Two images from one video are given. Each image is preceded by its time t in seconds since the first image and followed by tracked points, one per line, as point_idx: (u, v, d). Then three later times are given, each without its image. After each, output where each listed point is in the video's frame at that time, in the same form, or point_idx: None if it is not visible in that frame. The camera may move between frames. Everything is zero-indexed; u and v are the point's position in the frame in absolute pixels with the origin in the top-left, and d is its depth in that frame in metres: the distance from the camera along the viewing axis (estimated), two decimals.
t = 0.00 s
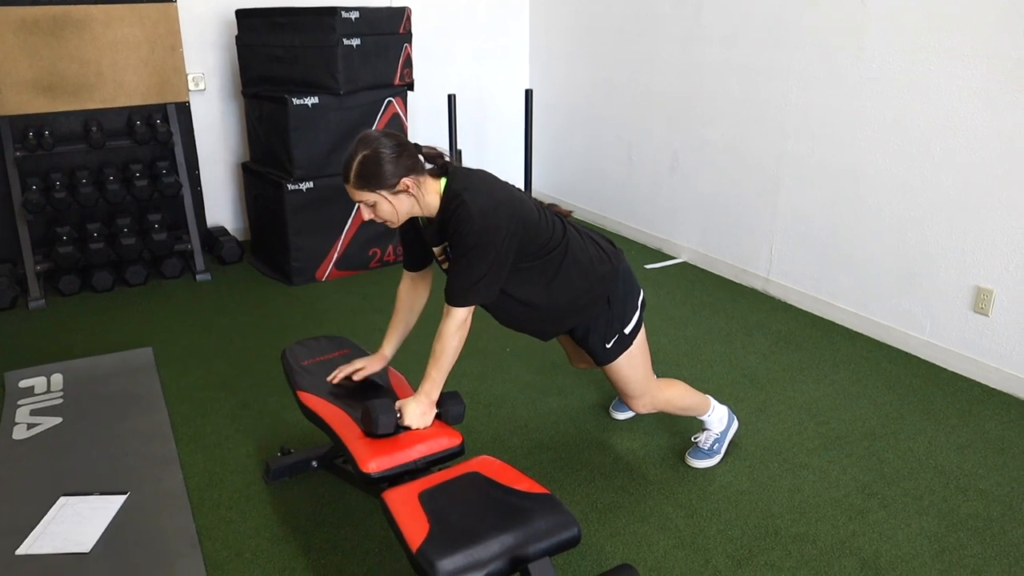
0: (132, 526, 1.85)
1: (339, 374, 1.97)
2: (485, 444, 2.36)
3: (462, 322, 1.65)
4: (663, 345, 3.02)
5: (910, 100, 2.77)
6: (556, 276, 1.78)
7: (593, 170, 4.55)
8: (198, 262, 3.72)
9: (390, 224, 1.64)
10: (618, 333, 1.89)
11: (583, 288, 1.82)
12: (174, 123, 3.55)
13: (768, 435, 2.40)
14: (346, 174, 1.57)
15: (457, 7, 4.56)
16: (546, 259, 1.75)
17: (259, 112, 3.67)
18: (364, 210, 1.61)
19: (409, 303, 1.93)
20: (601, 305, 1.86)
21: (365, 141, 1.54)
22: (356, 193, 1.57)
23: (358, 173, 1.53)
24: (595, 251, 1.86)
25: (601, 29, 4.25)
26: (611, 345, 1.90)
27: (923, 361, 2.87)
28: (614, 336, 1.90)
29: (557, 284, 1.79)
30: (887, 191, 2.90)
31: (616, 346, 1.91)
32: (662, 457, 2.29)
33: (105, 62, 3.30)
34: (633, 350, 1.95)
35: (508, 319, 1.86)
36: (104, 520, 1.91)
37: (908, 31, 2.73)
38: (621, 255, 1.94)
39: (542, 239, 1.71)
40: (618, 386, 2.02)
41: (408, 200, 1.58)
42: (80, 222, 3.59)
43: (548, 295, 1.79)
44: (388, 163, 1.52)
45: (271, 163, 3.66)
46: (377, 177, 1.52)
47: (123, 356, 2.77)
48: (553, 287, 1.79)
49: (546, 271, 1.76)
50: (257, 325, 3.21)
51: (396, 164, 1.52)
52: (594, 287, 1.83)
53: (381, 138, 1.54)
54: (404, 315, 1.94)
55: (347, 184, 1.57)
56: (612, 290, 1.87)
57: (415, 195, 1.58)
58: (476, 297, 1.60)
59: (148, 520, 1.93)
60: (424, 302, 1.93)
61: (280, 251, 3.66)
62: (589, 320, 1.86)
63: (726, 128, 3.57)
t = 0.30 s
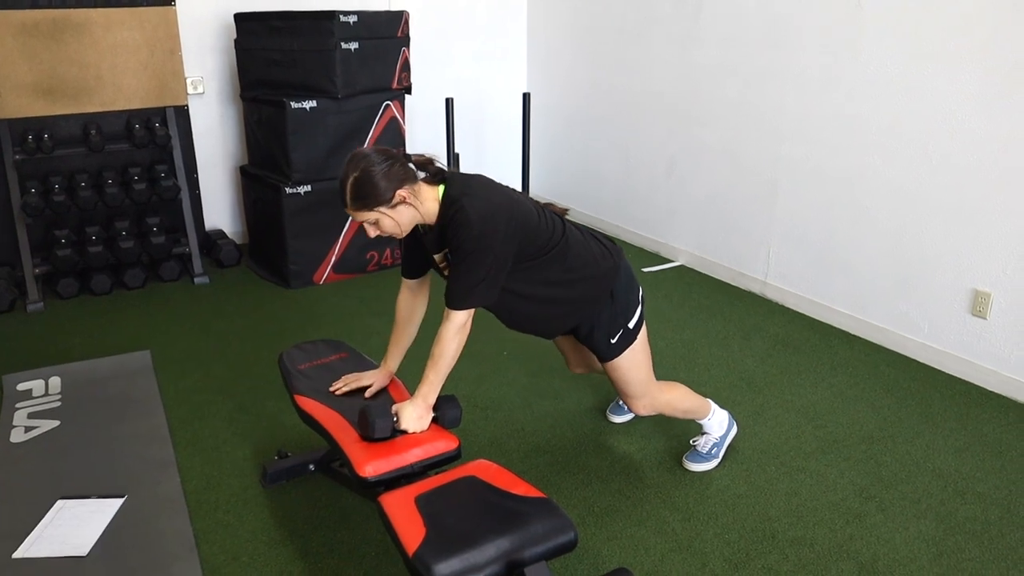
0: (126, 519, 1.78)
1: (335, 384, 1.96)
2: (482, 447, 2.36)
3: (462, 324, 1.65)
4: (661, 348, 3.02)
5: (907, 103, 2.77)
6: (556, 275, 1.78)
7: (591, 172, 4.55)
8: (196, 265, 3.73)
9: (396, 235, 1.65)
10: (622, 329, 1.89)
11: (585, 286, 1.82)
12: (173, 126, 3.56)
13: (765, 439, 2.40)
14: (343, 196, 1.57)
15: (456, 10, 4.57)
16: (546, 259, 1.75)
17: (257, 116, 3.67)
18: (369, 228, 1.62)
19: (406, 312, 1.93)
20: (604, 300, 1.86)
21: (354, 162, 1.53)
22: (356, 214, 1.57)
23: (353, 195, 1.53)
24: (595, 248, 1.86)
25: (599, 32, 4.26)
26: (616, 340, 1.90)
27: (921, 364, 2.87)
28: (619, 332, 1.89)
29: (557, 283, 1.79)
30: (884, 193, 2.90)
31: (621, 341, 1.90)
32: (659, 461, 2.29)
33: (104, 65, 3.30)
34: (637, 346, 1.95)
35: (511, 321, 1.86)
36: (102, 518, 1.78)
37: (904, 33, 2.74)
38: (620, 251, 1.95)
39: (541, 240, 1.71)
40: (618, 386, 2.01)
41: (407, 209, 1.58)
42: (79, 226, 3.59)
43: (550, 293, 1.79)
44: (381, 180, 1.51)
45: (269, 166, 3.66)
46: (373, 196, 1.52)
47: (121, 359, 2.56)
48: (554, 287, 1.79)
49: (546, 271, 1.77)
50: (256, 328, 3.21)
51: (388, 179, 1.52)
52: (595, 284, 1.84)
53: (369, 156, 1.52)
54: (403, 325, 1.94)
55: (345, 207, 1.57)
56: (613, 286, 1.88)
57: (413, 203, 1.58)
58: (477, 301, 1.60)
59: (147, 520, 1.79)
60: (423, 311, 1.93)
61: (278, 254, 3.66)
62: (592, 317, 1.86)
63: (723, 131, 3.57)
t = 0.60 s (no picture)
0: (107, 522, 1.75)
1: (314, 391, 1.96)
2: (466, 453, 2.35)
3: (449, 329, 1.64)
4: (644, 353, 3.03)
5: (888, 108, 2.80)
6: (539, 280, 1.78)
7: (575, 178, 4.56)
8: (179, 270, 3.70)
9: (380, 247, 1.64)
10: (605, 332, 1.90)
11: (569, 290, 1.83)
12: (156, 131, 3.54)
13: (749, 443, 2.41)
14: (322, 218, 1.55)
15: (440, 15, 4.57)
16: (529, 265, 1.75)
17: (241, 121, 3.65)
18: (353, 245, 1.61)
19: (381, 320, 1.93)
20: (587, 303, 1.87)
21: (328, 183, 1.51)
22: (339, 234, 1.56)
23: (333, 217, 1.52)
24: (578, 251, 1.87)
25: (583, 37, 4.27)
26: (599, 343, 1.90)
27: (903, 368, 2.90)
28: (602, 335, 1.90)
29: (541, 288, 1.80)
30: (867, 198, 2.93)
31: (605, 344, 1.91)
32: (643, 466, 2.29)
33: (86, 69, 3.28)
34: (620, 348, 1.96)
35: (496, 326, 1.86)
36: (83, 526, 1.72)
37: (885, 39, 2.77)
38: (602, 254, 1.95)
39: (525, 244, 1.72)
40: (601, 389, 2.02)
41: (389, 222, 1.57)
42: (61, 231, 3.54)
43: (533, 297, 1.80)
44: (359, 198, 1.50)
45: (253, 171, 3.65)
46: (353, 215, 1.51)
47: (102, 365, 2.49)
48: (539, 292, 1.80)
49: (530, 276, 1.77)
50: (240, 334, 3.19)
51: (366, 196, 1.51)
52: (579, 287, 1.84)
53: (343, 176, 1.51)
54: (378, 334, 1.93)
55: (327, 228, 1.56)
56: (596, 288, 1.88)
57: (394, 215, 1.57)
58: (463, 308, 1.61)
59: (129, 531, 1.71)
60: (398, 319, 1.93)
61: (262, 260, 3.64)
62: (575, 319, 1.87)
63: (707, 136, 3.59)
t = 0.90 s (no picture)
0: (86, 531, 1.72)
1: (295, 397, 1.94)
2: (450, 458, 2.35)
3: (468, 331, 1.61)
4: (628, 358, 3.04)
5: (867, 115, 2.84)
6: (526, 282, 1.78)
7: (558, 183, 4.57)
8: (159, 275, 3.67)
9: (366, 246, 1.64)
10: (589, 326, 1.91)
11: (554, 289, 1.83)
12: (135, 135, 3.50)
13: (732, 447, 2.42)
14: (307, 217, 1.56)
15: (422, 20, 4.57)
16: (515, 267, 1.75)
17: (222, 124, 3.63)
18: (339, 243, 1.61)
19: (361, 333, 1.92)
20: (571, 300, 1.87)
21: (311, 182, 1.51)
22: (324, 233, 1.56)
23: (316, 216, 1.52)
24: (557, 250, 1.87)
25: (565, 43, 4.29)
26: (583, 338, 1.91)
27: (882, 372, 2.93)
28: (586, 329, 1.91)
29: (527, 290, 1.80)
30: (847, 204, 2.96)
31: (589, 340, 1.92)
32: (627, 470, 2.30)
33: (64, 72, 3.24)
34: (602, 345, 1.96)
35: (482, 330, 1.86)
36: (60, 535, 1.70)
37: (864, 47, 2.80)
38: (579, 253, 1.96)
39: (507, 248, 1.71)
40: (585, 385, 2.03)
41: (373, 221, 1.57)
42: (37, 236, 3.48)
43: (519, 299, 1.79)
44: (341, 197, 1.50)
45: (234, 175, 3.62)
46: (336, 213, 1.51)
47: (79, 372, 2.46)
48: (525, 293, 1.80)
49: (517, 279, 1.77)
50: (221, 339, 3.16)
51: (349, 195, 1.51)
52: (563, 285, 1.85)
53: (326, 174, 1.51)
54: (357, 346, 1.92)
55: (311, 227, 1.56)
56: (578, 285, 1.89)
57: (378, 214, 1.56)
58: (472, 318, 1.59)
59: (108, 538, 1.70)
60: (376, 333, 1.93)
61: (243, 265, 3.61)
62: (559, 317, 1.87)
63: (688, 142, 3.61)
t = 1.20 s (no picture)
0: (75, 533, 1.71)
1: (287, 398, 1.93)
2: (442, 460, 2.34)
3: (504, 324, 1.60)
4: (619, 359, 3.04)
5: (857, 119, 2.86)
6: (522, 285, 1.78)
7: (549, 185, 4.58)
8: (148, 276, 3.65)
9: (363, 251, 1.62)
10: (584, 330, 1.91)
11: (550, 288, 1.83)
12: (124, 135, 3.49)
13: (723, 448, 2.43)
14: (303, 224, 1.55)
15: (414, 22, 4.57)
16: (510, 272, 1.74)
17: (212, 125, 3.61)
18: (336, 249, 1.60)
19: (355, 334, 1.92)
20: (565, 302, 1.87)
21: (306, 189, 1.51)
22: (320, 239, 1.55)
23: (311, 221, 1.51)
24: (551, 252, 1.87)
25: (557, 45, 4.30)
26: (577, 342, 1.91)
27: (871, 374, 2.95)
28: (580, 333, 1.91)
29: (525, 291, 1.80)
30: (836, 208, 2.98)
31: (583, 343, 1.92)
32: (619, 471, 2.30)
33: (53, 72, 3.22)
34: (596, 349, 1.96)
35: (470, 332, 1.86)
36: (48, 538, 1.68)
37: (855, 52, 2.82)
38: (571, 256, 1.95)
39: (502, 253, 1.71)
40: (579, 389, 2.02)
41: (369, 225, 1.55)
42: (24, 236, 3.44)
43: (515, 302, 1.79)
44: (335, 202, 1.49)
45: (224, 176, 3.61)
46: (331, 219, 1.50)
47: (67, 373, 2.44)
48: (521, 295, 1.80)
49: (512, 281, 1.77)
50: (210, 341, 3.15)
51: (343, 200, 1.50)
52: (558, 285, 1.85)
53: (320, 181, 1.50)
54: (349, 347, 1.92)
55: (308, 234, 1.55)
56: (572, 287, 1.89)
57: (373, 219, 1.55)
58: (496, 318, 1.59)
59: (97, 540, 1.68)
60: (370, 334, 1.93)
61: (233, 266, 3.60)
62: (553, 319, 1.87)
63: (679, 145, 3.63)
